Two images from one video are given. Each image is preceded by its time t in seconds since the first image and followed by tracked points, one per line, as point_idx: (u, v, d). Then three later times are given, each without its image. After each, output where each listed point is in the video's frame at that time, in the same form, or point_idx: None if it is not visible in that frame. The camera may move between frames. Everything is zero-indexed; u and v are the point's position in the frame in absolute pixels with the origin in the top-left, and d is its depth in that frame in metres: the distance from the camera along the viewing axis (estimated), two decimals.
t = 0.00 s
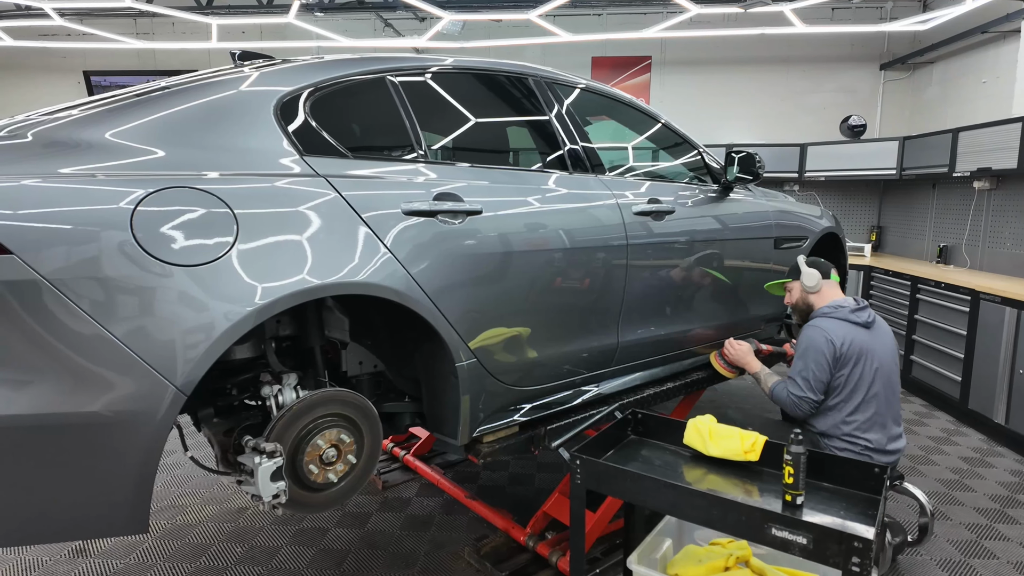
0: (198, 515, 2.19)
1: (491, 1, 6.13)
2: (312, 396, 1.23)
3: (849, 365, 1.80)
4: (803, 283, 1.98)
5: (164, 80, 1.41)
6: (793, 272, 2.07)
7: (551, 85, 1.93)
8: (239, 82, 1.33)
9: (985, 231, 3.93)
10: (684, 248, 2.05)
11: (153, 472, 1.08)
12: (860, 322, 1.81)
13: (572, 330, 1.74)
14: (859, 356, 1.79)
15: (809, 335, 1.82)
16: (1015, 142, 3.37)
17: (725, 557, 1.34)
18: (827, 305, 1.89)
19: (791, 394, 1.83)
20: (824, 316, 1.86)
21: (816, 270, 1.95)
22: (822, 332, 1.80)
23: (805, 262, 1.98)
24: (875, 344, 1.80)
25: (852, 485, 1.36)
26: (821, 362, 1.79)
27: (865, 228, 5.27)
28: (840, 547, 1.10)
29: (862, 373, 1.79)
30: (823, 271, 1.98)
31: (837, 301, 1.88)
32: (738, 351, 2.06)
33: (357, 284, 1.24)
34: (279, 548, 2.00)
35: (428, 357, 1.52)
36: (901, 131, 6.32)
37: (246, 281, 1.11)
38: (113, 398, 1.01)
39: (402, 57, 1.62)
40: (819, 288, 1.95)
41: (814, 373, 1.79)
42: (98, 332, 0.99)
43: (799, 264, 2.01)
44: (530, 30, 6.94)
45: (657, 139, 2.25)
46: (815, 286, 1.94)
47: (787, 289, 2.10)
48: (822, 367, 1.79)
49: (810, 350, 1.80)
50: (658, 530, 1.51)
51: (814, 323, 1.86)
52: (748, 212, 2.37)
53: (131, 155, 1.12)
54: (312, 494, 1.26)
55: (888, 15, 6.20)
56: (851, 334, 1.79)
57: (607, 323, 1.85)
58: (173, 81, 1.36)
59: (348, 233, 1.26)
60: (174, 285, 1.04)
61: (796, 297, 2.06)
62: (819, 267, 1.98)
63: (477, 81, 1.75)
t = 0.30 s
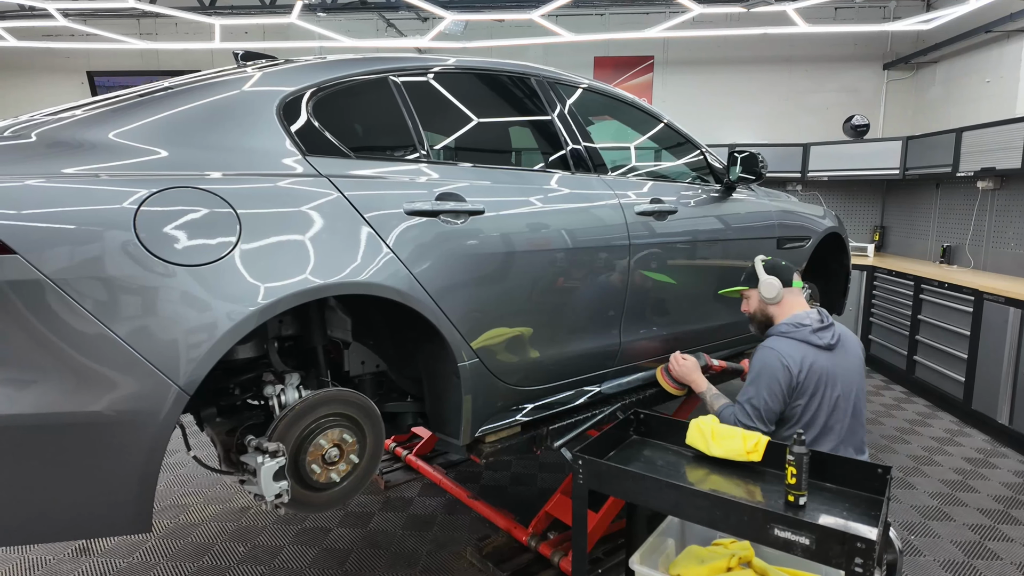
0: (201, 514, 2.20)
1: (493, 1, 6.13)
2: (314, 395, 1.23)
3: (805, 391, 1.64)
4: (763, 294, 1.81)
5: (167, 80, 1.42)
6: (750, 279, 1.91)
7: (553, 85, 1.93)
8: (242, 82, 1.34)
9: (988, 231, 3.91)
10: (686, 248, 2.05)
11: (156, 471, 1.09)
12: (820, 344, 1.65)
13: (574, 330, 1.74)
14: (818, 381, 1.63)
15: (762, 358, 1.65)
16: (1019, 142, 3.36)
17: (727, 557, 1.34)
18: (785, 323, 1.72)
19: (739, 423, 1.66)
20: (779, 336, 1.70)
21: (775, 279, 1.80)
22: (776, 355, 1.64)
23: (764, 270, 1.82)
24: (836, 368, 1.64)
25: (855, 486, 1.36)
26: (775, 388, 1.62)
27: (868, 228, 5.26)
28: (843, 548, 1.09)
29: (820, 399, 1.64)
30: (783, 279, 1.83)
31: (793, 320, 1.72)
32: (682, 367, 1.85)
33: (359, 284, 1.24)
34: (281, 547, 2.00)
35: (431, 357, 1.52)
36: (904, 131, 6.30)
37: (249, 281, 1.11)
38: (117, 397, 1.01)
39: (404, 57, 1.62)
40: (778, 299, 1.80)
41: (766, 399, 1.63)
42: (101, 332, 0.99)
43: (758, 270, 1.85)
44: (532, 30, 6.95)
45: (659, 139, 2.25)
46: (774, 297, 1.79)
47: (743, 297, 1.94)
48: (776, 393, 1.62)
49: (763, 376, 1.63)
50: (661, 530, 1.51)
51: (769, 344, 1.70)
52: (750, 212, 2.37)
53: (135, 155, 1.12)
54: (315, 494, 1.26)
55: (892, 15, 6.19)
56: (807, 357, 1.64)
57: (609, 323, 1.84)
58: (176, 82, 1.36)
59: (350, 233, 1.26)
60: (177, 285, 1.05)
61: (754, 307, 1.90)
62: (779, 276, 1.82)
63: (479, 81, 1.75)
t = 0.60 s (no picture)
0: (204, 514, 2.20)
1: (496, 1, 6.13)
2: (316, 395, 1.24)
3: (801, 401, 1.64)
4: (753, 300, 1.71)
5: (171, 80, 1.42)
6: (734, 283, 1.79)
7: (556, 85, 1.93)
8: (245, 82, 1.34)
9: (993, 231, 3.90)
10: (689, 249, 2.04)
11: (159, 471, 1.09)
12: (810, 353, 1.63)
13: (576, 330, 1.74)
14: (812, 390, 1.63)
15: (756, 374, 1.63)
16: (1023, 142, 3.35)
17: (730, 558, 1.33)
18: (776, 333, 1.69)
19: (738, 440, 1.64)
20: (771, 349, 1.67)
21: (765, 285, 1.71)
22: (770, 371, 1.61)
23: (755, 275, 1.72)
24: (829, 375, 1.64)
25: (858, 487, 1.35)
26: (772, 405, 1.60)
27: (871, 228, 5.25)
28: (846, 549, 1.09)
29: (816, 407, 1.64)
30: (771, 285, 1.75)
31: (784, 331, 1.69)
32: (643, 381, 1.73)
33: (362, 284, 1.24)
34: (284, 546, 2.01)
35: (433, 357, 1.52)
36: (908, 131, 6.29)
37: (252, 281, 1.11)
38: (121, 397, 1.01)
39: (407, 58, 1.62)
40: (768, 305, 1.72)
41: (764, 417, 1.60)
42: (105, 331, 0.99)
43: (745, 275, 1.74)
44: (535, 30, 6.95)
45: (662, 139, 2.24)
46: (765, 304, 1.70)
47: (725, 302, 1.81)
48: (774, 408, 1.60)
49: (760, 393, 1.60)
50: (663, 530, 1.51)
51: (760, 358, 1.67)
52: (753, 212, 2.36)
53: (139, 156, 1.12)
54: (317, 493, 1.26)
55: (895, 15, 6.17)
56: (801, 369, 1.62)
57: (612, 323, 1.84)
58: (180, 82, 1.37)
59: (352, 233, 1.26)
60: (180, 285, 1.05)
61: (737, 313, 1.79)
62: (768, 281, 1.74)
63: (482, 81, 1.75)
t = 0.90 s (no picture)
0: (206, 513, 2.21)
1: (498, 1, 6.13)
2: (319, 395, 1.24)
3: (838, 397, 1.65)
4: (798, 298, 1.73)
5: (174, 80, 1.42)
6: (779, 277, 1.78)
7: (558, 85, 1.93)
8: (248, 82, 1.34)
9: (997, 231, 3.89)
10: (692, 249, 2.04)
11: (162, 470, 1.09)
12: (851, 348, 1.65)
13: (579, 330, 1.74)
14: (851, 387, 1.64)
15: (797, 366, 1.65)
16: None
17: (732, 558, 1.33)
18: (817, 328, 1.71)
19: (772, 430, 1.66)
20: (811, 342, 1.69)
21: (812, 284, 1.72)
22: (811, 364, 1.63)
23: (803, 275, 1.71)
24: (867, 373, 1.66)
25: (861, 488, 1.35)
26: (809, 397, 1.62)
27: (875, 228, 5.24)
28: (849, 549, 1.09)
29: (852, 403, 1.65)
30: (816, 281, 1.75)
31: (825, 326, 1.71)
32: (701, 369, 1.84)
33: (364, 284, 1.24)
34: (286, 546, 2.01)
35: (435, 357, 1.52)
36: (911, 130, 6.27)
37: (255, 281, 1.11)
38: (124, 396, 1.01)
39: (410, 58, 1.62)
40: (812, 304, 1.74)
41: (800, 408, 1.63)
42: (108, 331, 0.99)
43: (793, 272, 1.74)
44: (537, 30, 6.94)
45: (664, 139, 2.24)
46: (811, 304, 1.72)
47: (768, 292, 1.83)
48: (811, 401, 1.63)
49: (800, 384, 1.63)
50: (665, 530, 1.51)
51: (800, 350, 1.69)
52: (756, 212, 2.36)
53: (141, 156, 1.13)
54: (320, 493, 1.26)
55: (899, 14, 6.16)
56: (841, 364, 1.63)
57: (614, 323, 1.84)
58: (183, 82, 1.37)
59: (355, 233, 1.26)
60: (183, 285, 1.05)
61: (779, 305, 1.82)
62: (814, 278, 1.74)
63: (484, 81, 1.75)
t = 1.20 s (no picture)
0: (209, 512, 2.21)
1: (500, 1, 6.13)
2: (321, 395, 1.24)
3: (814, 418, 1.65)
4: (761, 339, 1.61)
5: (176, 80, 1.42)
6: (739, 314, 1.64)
7: (561, 85, 1.93)
8: (251, 82, 1.34)
9: (1000, 231, 3.88)
10: (694, 249, 2.04)
11: (165, 470, 1.09)
12: (821, 370, 1.62)
13: (580, 330, 1.74)
14: (825, 407, 1.63)
15: (768, 400, 1.62)
16: None
17: (734, 559, 1.33)
18: (788, 355, 1.65)
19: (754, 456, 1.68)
20: (781, 370, 1.65)
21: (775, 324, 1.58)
22: (783, 395, 1.60)
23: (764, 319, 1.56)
24: (841, 390, 1.64)
25: (864, 488, 1.35)
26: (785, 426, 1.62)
27: (878, 228, 5.22)
28: (852, 550, 1.08)
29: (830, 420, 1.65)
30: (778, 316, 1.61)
31: (795, 352, 1.65)
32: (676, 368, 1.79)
33: (366, 283, 1.24)
34: (288, 545, 2.01)
35: (437, 356, 1.52)
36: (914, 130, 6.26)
37: (258, 281, 1.12)
38: (127, 395, 1.02)
39: (412, 58, 1.62)
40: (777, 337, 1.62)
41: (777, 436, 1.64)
42: (111, 330, 1.00)
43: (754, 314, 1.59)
44: (540, 30, 6.93)
45: (666, 138, 2.24)
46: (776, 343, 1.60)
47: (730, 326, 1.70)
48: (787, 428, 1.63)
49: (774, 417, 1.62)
50: (668, 531, 1.51)
51: (772, 379, 1.65)
52: (758, 212, 2.35)
53: (144, 156, 1.13)
54: (322, 492, 1.27)
55: (902, 14, 6.14)
56: (812, 389, 1.61)
57: (616, 323, 1.84)
58: (186, 82, 1.37)
59: (357, 232, 1.26)
60: (186, 285, 1.05)
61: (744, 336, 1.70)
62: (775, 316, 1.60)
63: (486, 81, 1.75)
